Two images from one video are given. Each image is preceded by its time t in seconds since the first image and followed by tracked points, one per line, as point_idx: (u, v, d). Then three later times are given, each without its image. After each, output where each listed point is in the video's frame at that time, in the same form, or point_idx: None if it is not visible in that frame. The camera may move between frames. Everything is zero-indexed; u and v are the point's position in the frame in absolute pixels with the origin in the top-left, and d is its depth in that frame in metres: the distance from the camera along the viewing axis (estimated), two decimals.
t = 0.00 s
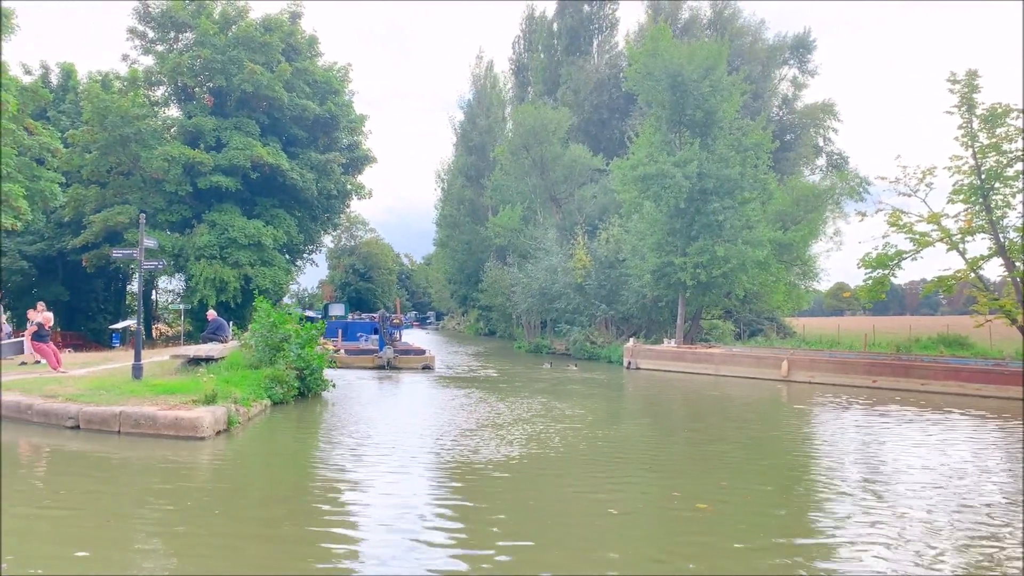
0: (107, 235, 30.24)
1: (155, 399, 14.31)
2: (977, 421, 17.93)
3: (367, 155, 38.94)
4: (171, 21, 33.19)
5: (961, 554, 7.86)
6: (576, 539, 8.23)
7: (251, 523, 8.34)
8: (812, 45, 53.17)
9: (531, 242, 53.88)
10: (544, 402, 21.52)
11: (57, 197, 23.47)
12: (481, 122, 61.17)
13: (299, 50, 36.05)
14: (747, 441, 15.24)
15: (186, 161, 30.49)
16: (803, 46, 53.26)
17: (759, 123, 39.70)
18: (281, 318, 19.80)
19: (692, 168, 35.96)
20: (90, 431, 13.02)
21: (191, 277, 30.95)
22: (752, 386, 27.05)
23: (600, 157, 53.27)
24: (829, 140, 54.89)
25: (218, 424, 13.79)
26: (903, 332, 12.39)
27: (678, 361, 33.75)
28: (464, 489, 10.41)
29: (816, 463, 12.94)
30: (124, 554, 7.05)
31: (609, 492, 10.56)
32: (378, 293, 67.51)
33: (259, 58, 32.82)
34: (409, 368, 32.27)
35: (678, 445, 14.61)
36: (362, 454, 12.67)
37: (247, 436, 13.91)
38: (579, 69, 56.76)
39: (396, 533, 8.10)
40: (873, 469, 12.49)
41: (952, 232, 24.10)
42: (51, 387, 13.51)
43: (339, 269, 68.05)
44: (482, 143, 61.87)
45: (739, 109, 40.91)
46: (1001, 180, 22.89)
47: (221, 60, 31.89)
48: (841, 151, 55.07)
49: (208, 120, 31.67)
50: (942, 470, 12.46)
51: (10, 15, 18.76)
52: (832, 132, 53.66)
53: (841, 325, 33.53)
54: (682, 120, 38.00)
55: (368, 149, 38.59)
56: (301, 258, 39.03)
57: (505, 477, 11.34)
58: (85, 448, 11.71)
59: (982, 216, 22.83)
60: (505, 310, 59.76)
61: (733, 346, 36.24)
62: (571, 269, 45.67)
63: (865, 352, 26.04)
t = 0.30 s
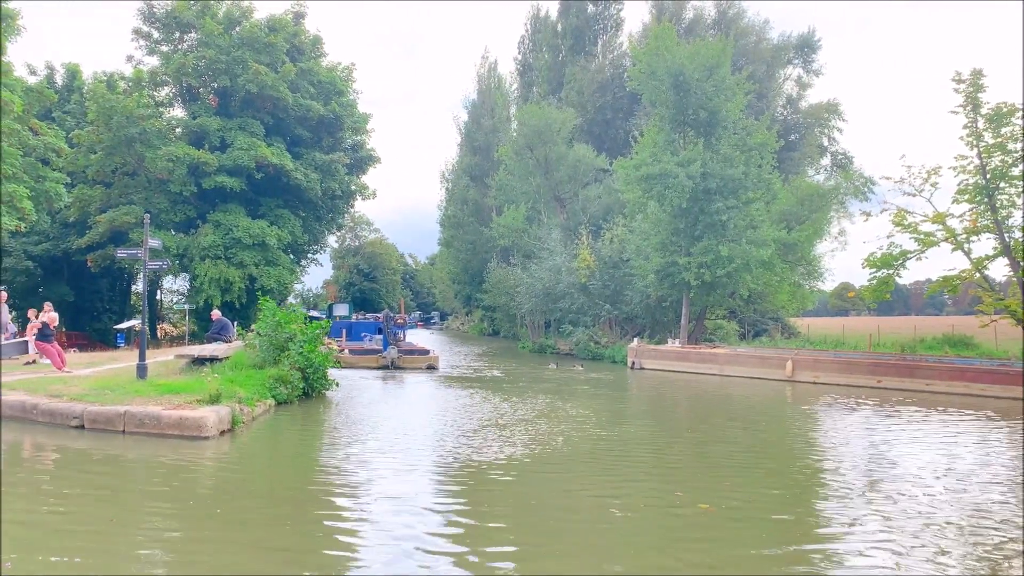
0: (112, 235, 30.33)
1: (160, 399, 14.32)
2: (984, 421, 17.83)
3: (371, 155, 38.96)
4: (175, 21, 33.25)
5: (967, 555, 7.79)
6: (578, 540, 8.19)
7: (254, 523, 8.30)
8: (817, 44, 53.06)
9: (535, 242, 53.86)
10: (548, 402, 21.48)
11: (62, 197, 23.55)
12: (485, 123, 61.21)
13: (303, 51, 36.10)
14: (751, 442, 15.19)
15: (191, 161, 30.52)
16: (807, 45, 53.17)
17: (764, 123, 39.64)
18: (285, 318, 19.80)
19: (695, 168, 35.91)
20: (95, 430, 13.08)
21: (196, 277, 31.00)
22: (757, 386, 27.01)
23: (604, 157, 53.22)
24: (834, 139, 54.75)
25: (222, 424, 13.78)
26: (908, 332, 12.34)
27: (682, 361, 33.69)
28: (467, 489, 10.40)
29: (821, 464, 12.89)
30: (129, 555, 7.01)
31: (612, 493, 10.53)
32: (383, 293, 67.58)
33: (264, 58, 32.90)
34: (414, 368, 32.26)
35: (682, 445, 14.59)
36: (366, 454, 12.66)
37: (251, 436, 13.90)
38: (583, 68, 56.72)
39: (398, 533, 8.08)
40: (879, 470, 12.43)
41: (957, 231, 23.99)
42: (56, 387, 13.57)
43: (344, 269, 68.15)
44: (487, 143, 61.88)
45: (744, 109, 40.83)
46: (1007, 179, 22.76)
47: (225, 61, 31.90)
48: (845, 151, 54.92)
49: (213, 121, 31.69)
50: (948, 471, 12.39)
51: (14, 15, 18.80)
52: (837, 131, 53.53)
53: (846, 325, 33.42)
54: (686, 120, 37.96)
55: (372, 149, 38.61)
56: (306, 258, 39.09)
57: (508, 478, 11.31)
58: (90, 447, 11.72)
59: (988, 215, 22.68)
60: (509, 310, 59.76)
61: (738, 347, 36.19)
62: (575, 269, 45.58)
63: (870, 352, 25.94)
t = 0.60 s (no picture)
0: (115, 236, 30.38)
1: (163, 399, 14.34)
2: (987, 421, 17.81)
3: (374, 156, 39.00)
4: (179, 21, 33.26)
5: (970, 555, 7.79)
6: (580, 540, 8.20)
7: (257, 523, 8.31)
8: (820, 44, 52.99)
9: (538, 242, 53.86)
10: (551, 402, 21.49)
11: (65, 197, 23.60)
12: (488, 123, 61.25)
13: (306, 51, 36.14)
14: (754, 442, 15.17)
15: (194, 162, 30.56)
16: (810, 45, 53.11)
17: (767, 123, 39.58)
18: (289, 318, 19.82)
19: (699, 168, 35.85)
20: (98, 430, 13.10)
21: (199, 277, 31.03)
22: (760, 386, 26.99)
23: (607, 156, 53.20)
24: (837, 139, 54.67)
25: (225, 424, 13.78)
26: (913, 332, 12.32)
27: (685, 362, 33.66)
28: (470, 489, 10.41)
29: (823, 464, 12.88)
30: (134, 554, 7.03)
31: (615, 492, 10.55)
32: (386, 293, 67.63)
33: (267, 59, 32.94)
34: (416, 368, 32.30)
35: (685, 445, 14.56)
36: (369, 454, 12.68)
37: (254, 435, 13.91)
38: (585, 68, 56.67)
39: (401, 533, 8.09)
40: (881, 471, 12.42)
41: (961, 232, 23.94)
42: (60, 387, 13.59)
43: (347, 269, 68.17)
44: (490, 143, 61.89)
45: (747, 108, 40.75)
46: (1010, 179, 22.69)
47: (228, 61, 31.93)
48: (848, 151, 54.84)
49: (216, 121, 31.70)
50: (951, 471, 12.35)
51: (17, 16, 18.81)
52: (840, 131, 53.45)
53: (849, 325, 33.34)
54: (689, 120, 37.90)
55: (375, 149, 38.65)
56: (309, 259, 39.14)
57: (511, 478, 11.32)
58: (93, 447, 11.73)
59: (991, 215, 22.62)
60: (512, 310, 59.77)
61: (741, 347, 36.15)
62: (577, 270, 45.55)
63: (873, 352, 25.88)
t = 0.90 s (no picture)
0: (117, 236, 30.41)
1: (165, 399, 14.34)
2: (990, 421, 17.77)
3: (376, 155, 39.01)
4: (180, 22, 33.25)
5: (971, 556, 7.77)
6: (582, 540, 8.18)
7: (258, 523, 8.30)
8: (823, 44, 52.89)
9: (541, 242, 53.84)
10: (553, 402, 21.47)
11: (67, 197, 23.63)
12: (490, 123, 61.25)
13: (308, 51, 36.13)
14: (757, 442, 15.14)
15: (196, 162, 30.58)
16: (813, 45, 53.01)
17: (769, 123, 39.51)
18: (291, 318, 19.82)
19: (701, 168, 35.79)
20: (101, 430, 13.11)
21: (201, 277, 31.05)
22: (762, 386, 26.99)
23: (609, 156, 53.15)
24: (839, 139, 54.57)
25: (227, 424, 13.78)
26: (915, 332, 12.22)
27: (688, 362, 33.62)
28: (473, 489, 10.40)
29: (825, 464, 12.86)
30: (135, 554, 7.02)
31: (618, 493, 10.53)
32: (388, 293, 67.68)
33: (269, 59, 32.94)
34: (418, 368, 32.32)
35: (688, 445, 14.53)
36: (372, 454, 12.66)
37: (256, 436, 13.90)
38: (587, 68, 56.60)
39: (402, 533, 8.08)
40: (883, 471, 12.39)
41: (963, 231, 23.88)
42: (62, 387, 13.61)
43: (349, 269, 68.17)
44: (492, 143, 61.86)
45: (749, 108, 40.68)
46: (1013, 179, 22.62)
47: (230, 61, 31.96)
48: (851, 151, 54.74)
49: (218, 121, 31.71)
50: (953, 471, 12.30)
51: (20, 16, 18.86)
52: (842, 131, 53.36)
53: (851, 326, 33.30)
54: (691, 120, 37.85)
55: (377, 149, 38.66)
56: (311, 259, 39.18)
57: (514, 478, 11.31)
58: (95, 447, 11.74)
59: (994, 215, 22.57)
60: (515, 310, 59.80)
61: (743, 347, 36.12)
62: (579, 270, 45.51)
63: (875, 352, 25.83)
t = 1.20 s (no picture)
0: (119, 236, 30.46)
1: (167, 399, 14.34)
2: (991, 421, 17.76)
3: (378, 155, 39.02)
4: (183, 22, 33.31)
5: (974, 556, 7.76)
6: (584, 539, 8.19)
7: (260, 523, 8.28)
8: (824, 44, 52.87)
9: (542, 242, 53.82)
10: (554, 402, 21.46)
11: (69, 197, 23.65)
12: (492, 123, 61.25)
13: (309, 51, 36.11)
14: (758, 443, 15.10)
15: (198, 162, 30.60)
16: (814, 45, 52.98)
17: (771, 123, 39.48)
18: (292, 318, 19.82)
19: (703, 168, 35.80)
20: (102, 430, 13.13)
21: (202, 278, 31.07)
22: (764, 386, 27.02)
23: (611, 156, 53.13)
24: (841, 139, 54.54)
25: (229, 424, 13.78)
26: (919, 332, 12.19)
27: (689, 362, 33.58)
28: (476, 489, 10.42)
29: (827, 464, 12.86)
30: (137, 554, 7.02)
31: (621, 492, 10.54)
32: (389, 293, 67.70)
33: (270, 59, 32.93)
34: (420, 368, 32.32)
35: (689, 446, 14.52)
36: (375, 455, 12.67)
37: (257, 435, 13.90)
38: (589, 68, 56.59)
39: (404, 533, 8.09)
40: (885, 471, 12.38)
41: (965, 231, 23.85)
42: (64, 386, 13.63)
43: (350, 269, 68.21)
44: (493, 144, 61.86)
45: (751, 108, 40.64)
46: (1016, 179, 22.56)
47: (232, 62, 32.00)
48: (852, 151, 54.70)
49: (220, 122, 31.72)
50: (955, 472, 12.29)
51: (22, 16, 18.87)
52: (844, 131, 53.31)
53: (853, 326, 33.33)
54: (693, 120, 37.83)
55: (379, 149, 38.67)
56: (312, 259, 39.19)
57: (517, 478, 11.33)
58: (97, 447, 11.75)
59: (996, 215, 22.54)
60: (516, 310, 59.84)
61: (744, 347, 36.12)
62: (581, 270, 45.46)
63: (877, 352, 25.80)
